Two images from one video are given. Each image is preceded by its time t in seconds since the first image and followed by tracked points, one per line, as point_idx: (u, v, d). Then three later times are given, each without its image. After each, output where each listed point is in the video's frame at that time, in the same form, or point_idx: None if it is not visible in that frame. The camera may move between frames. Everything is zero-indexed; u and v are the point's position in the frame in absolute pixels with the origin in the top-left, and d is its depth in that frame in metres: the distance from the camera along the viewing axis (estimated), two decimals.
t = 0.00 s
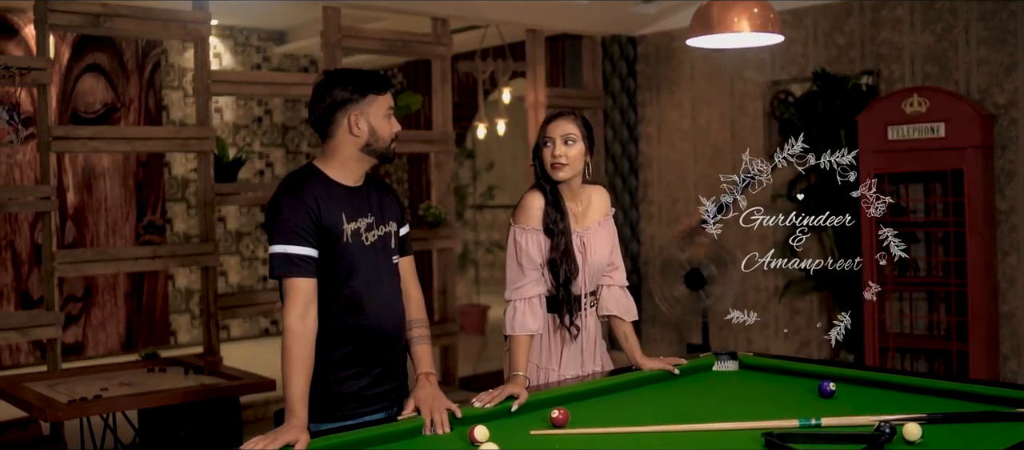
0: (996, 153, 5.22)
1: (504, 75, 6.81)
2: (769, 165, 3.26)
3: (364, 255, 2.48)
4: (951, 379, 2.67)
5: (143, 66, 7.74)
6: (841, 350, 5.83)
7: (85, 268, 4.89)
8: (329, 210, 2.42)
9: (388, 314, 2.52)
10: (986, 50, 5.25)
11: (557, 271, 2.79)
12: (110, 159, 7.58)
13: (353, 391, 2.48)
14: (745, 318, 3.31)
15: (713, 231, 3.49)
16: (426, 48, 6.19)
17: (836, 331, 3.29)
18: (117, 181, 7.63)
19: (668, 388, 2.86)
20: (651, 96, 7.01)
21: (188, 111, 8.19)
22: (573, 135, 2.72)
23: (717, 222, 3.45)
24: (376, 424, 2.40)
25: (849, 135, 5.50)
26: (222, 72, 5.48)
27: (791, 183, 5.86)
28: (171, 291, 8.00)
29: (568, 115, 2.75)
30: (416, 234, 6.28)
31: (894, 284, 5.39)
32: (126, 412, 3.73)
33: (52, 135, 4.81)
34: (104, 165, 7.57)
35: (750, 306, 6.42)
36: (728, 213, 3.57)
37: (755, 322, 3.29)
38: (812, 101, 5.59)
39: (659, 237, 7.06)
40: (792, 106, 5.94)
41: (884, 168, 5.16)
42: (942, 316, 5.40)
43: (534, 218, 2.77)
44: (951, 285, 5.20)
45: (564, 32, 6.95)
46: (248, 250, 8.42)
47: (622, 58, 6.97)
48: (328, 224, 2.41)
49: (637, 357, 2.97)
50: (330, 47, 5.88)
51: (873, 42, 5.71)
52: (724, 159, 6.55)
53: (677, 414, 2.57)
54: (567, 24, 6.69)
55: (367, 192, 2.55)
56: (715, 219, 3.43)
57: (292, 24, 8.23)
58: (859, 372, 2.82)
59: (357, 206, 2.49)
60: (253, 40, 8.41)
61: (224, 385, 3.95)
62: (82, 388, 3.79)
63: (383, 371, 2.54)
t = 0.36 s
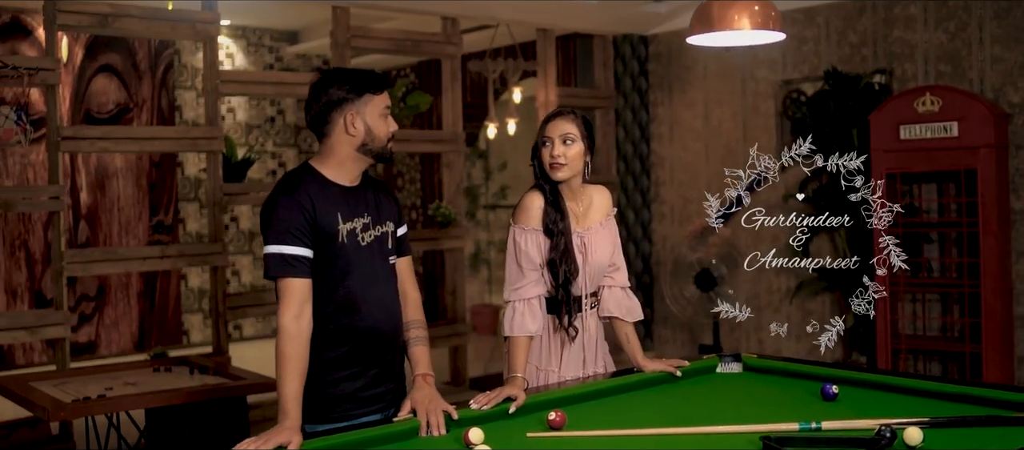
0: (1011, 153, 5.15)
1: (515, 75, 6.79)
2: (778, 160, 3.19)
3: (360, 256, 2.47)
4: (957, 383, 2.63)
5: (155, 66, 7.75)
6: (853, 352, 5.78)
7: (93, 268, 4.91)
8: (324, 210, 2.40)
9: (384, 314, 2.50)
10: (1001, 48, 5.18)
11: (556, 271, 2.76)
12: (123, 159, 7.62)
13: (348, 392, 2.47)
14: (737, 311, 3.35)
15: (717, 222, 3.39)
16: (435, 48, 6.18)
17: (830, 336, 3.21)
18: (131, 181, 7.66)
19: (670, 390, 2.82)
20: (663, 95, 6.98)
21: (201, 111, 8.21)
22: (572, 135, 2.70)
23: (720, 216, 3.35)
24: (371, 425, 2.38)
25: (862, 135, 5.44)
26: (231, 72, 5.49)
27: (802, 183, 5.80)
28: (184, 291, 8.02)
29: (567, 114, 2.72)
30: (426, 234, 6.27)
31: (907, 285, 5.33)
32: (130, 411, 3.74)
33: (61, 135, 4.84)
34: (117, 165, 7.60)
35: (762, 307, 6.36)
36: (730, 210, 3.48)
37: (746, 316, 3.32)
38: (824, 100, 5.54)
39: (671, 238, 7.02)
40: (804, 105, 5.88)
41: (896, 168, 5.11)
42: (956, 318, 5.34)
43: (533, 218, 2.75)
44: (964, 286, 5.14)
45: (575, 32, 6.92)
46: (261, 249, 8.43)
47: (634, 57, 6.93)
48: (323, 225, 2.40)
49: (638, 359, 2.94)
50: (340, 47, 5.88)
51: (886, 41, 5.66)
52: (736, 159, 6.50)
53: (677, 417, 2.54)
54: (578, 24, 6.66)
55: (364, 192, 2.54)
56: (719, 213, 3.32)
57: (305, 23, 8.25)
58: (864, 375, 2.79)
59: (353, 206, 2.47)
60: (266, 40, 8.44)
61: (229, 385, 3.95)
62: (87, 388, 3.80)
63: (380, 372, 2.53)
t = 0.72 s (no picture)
0: None
1: (527, 74, 6.76)
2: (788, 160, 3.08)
3: (357, 257, 2.45)
4: (964, 387, 2.59)
5: (170, 66, 7.77)
6: (867, 354, 5.72)
7: (103, 268, 4.93)
8: (321, 210, 2.39)
9: (380, 315, 2.48)
10: (1017, 47, 5.10)
11: (557, 272, 2.73)
12: (138, 160, 7.65)
13: (345, 393, 2.45)
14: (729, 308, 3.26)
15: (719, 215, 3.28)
16: (447, 47, 6.17)
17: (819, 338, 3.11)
18: (146, 181, 7.69)
19: (673, 393, 2.79)
20: (676, 95, 6.94)
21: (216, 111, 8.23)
22: (571, 134, 2.68)
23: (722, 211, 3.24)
24: (368, 427, 2.37)
25: (876, 134, 5.38)
26: (241, 72, 5.49)
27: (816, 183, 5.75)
28: (198, 291, 8.03)
29: (568, 114, 2.71)
30: (438, 233, 6.26)
31: (921, 286, 5.27)
32: (135, 411, 3.74)
33: (72, 135, 4.86)
34: (133, 165, 7.64)
35: (776, 308, 6.30)
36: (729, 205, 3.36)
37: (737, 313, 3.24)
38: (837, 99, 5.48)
39: (685, 238, 6.98)
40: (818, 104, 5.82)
41: (910, 167, 5.05)
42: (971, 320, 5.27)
43: (534, 218, 2.72)
44: (979, 287, 5.07)
45: (588, 31, 6.89)
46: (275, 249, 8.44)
47: (648, 56, 6.89)
48: (319, 225, 2.38)
49: (641, 360, 2.90)
50: (351, 47, 5.87)
51: (901, 39, 5.60)
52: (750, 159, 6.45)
53: (679, 419, 2.51)
54: (590, 23, 6.64)
55: (361, 193, 2.52)
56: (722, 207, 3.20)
57: (319, 24, 8.27)
58: (869, 377, 2.75)
59: (350, 206, 2.46)
60: (280, 40, 8.46)
61: (235, 385, 3.95)
62: (94, 387, 3.82)
63: (377, 373, 2.51)
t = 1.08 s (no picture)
0: None
1: (545, 74, 6.73)
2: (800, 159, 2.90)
3: (358, 257, 2.44)
4: (975, 390, 2.53)
5: (190, 66, 7.81)
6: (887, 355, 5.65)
7: (120, 268, 4.96)
8: (320, 210, 2.38)
9: (381, 316, 2.47)
10: None
11: (561, 272, 2.71)
12: (159, 160, 7.69)
13: (345, 394, 2.44)
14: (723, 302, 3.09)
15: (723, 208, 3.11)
16: (464, 47, 6.15)
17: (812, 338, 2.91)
18: (166, 181, 7.73)
19: (679, 395, 2.76)
20: (696, 95, 6.89)
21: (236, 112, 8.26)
22: (575, 134, 2.66)
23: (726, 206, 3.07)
24: (368, 428, 2.36)
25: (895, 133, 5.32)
26: (257, 73, 5.50)
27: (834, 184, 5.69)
28: (219, 290, 8.07)
29: (573, 113, 2.70)
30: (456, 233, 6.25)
31: (942, 287, 5.19)
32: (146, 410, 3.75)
33: (88, 136, 4.89)
34: (153, 165, 7.68)
35: (796, 309, 6.23)
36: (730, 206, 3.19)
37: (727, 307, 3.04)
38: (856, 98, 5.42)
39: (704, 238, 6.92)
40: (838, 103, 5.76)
41: (930, 166, 4.98)
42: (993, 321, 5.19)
43: (539, 219, 2.71)
44: (1001, 289, 4.99)
45: (606, 30, 6.85)
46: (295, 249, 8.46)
47: (666, 55, 6.83)
48: (318, 225, 2.37)
49: (647, 362, 2.87)
50: (367, 47, 5.87)
51: (922, 37, 5.52)
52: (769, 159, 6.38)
53: (683, 422, 2.47)
54: (608, 22, 6.61)
55: (363, 192, 2.51)
56: (725, 201, 3.02)
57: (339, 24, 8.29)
58: (880, 380, 2.70)
59: (351, 206, 2.45)
60: (300, 41, 8.49)
61: (248, 385, 3.95)
62: (107, 386, 3.84)
63: (378, 373, 2.50)
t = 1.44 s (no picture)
0: None
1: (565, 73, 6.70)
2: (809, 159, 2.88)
3: (361, 257, 2.43)
4: (989, 395, 2.48)
5: (213, 67, 7.85)
6: (910, 357, 5.57)
7: (139, 267, 4.99)
8: (324, 210, 2.38)
9: (385, 316, 2.46)
10: None
11: (568, 272, 2.69)
12: (182, 160, 7.74)
13: (348, 394, 2.44)
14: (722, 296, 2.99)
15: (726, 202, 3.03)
16: (483, 47, 6.14)
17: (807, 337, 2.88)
18: (190, 181, 7.78)
19: (688, 397, 2.73)
20: (717, 94, 6.83)
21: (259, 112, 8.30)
22: (582, 133, 2.66)
23: (729, 200, 2.98)
24: (371, 429, 2.35)
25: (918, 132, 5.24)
26: (276, 73, 5.51)
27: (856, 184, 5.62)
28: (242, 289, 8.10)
29: (580, 112, 2.69)
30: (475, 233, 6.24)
31: (966, 289, 5.11)
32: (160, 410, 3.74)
33: (108, 136, 4.93)
34: (177, 165, 7.73)
35: (818, 310, 6.15)
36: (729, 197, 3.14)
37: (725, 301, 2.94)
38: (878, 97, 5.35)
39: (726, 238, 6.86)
40: (861, 102, 5.69)
41: (953, 166, 4.91)
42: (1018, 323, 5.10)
43: (545, 219, 2.69)
44: None
45: (627, 29, 6.81)
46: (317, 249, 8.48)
47: (688, 54, 6.77)
48: (322, 225, 2.37)
49: (656, 363, 2.84)
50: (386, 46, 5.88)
51: (946, 34, 5.44)
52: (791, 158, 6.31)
53: (688, 425, 2.44)
54: (629, 20, 6.57)
55: (368, 192, 2.50)
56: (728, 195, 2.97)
57: (361, 24, 8.31)
58: (893, 384, 2.65)
59: (355, 206, 2.44)
60: (323, 41, 8.52)
61: (261, 384, 3.95)
62: (123, 385, 3.86)
63: (382, 374, 2.49)
